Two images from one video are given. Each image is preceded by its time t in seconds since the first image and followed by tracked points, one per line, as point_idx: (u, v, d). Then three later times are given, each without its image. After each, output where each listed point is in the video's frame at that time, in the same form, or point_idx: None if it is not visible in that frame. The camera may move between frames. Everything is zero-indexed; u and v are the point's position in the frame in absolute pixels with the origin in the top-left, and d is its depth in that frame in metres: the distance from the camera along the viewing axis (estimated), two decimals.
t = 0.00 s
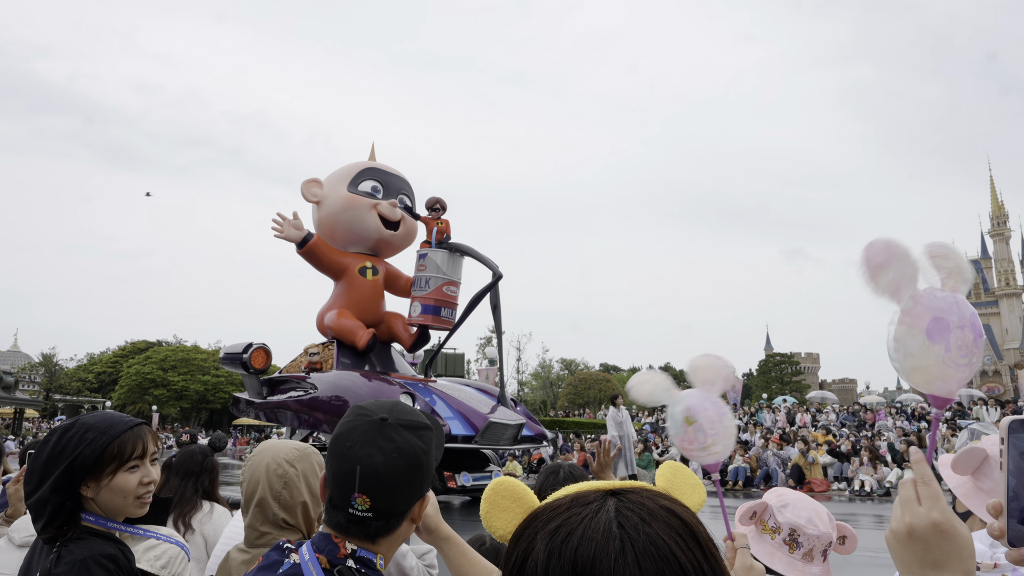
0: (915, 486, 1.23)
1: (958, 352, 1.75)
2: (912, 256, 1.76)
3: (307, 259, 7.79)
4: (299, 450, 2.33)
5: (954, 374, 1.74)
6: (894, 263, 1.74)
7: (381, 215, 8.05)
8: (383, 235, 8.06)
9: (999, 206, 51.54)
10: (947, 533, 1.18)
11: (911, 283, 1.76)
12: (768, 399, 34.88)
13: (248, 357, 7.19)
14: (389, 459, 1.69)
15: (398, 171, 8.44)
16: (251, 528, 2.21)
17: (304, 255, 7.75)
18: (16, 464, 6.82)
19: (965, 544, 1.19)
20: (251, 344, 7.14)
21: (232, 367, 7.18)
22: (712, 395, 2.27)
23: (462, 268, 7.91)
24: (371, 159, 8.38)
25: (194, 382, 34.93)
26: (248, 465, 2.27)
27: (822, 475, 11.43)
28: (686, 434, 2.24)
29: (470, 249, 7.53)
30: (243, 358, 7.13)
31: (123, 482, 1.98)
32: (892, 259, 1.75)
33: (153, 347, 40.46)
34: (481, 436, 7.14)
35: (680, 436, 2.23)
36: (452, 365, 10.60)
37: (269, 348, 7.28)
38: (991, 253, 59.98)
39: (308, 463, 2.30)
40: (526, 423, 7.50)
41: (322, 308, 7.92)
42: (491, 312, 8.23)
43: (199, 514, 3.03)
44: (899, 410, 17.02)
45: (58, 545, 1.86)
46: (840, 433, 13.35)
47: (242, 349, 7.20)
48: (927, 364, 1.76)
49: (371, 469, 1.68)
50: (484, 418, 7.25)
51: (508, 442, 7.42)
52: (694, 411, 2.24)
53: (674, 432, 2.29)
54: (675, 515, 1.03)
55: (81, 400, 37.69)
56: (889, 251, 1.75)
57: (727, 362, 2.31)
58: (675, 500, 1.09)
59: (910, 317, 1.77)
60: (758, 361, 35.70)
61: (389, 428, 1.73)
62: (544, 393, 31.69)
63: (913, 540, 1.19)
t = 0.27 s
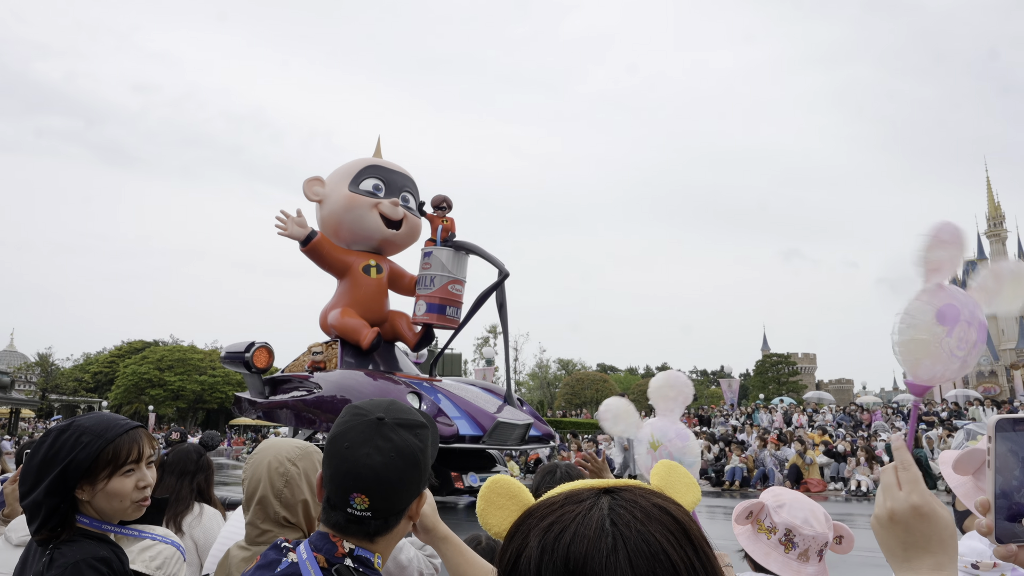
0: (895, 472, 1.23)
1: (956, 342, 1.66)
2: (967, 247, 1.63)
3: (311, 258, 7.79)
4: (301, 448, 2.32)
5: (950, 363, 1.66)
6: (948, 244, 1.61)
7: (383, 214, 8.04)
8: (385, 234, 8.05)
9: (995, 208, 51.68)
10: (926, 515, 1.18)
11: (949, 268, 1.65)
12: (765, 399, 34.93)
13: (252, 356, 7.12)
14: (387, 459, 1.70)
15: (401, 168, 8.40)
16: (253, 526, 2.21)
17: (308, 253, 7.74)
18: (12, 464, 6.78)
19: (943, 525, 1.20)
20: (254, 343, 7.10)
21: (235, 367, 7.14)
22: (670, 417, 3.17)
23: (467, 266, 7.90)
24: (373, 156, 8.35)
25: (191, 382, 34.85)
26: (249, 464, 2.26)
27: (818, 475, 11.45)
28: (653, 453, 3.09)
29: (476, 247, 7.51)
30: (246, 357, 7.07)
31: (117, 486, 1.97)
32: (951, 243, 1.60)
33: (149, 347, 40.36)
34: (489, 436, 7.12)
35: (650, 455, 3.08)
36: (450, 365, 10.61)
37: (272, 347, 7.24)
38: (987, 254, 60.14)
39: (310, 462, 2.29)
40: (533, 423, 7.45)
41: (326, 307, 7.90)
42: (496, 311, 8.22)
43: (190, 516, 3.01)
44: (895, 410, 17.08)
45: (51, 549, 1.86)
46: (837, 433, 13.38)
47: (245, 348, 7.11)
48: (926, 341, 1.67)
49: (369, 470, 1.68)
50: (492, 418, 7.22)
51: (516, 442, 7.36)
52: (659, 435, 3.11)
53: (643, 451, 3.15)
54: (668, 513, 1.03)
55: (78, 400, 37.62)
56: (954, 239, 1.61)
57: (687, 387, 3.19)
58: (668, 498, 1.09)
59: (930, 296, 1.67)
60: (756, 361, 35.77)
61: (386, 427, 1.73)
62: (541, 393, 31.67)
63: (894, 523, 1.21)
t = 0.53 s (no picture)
0: (889, 441, 1.24)
1: (962, 326, 1.62)
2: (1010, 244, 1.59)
3: (313, 256, 7.79)
4: (300, 448, 2.32)
5: (946, 342, 1.61)
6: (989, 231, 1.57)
7: (382, 213, 8.03)
8: (384, 234, 8.06)
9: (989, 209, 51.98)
10: (917, 482, 1.19)
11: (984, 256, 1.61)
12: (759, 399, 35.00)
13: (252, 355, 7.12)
14: (397, 449, 1.75)
15: (402, 164, 8.35)
16: (251, 525, 2.20)
17: (309, 250, 7.73)
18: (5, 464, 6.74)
19: (935, 491, 1.20)
20: (254, 342, 7.07)
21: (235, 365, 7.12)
22: (740, 413, 2.18)
23: (470, 264, 7.88)
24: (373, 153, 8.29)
25: (184, 381, 34.71)
26: (248, 464, 2.26)
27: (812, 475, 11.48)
28: (705, 438, 2.12)
29: (480, 245, 7.50)
30: (246, 356, 7.05)
31: (111, 488, 1.97)
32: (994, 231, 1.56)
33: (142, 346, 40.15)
34: (495, 436, 7.09)
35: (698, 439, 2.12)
36: (446, 365, 10.61)
37: (272, 345, 7.21)
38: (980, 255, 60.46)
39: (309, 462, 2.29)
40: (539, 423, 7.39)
41: (328, 305, 7.89)
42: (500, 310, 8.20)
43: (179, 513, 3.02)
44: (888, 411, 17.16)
45: (46, 550, 1.86)
46: (830, 433, 13.43)
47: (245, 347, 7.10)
48: (930, 315, 1.63)
49: (385, 463, 1.71)
50: (498, 418, 7.22)
51: (521, 442, 7.28)
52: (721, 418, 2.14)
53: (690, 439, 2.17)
54: (659, 510, 1.04)
55: (70, 400, 37.41)
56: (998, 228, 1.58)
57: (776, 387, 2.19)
58: (660, 495, 1.10)
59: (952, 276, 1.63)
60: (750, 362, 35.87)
61: (388, 420, 1.77)
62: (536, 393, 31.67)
63: (887, 491, 1.21)
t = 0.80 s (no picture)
0: (902, 433, 1.25)
1: (981, 327, 1.56)
2: None
3: (313, 254, 7.78)
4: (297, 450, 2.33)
5: (966, 339, 1.56)
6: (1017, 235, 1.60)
7: (381, 213, 8.01)
8: (383, 234, 8.05)
9: (982, 209, 52.33)
10: (927, 473, 1.20)
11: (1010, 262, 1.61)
12: (752, 400, 35.13)
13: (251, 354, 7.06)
14: (384, 452, 1.75)
15: (402, 162, 8.29)
16: (246, 527, 2.19)
17: (310, 248, 7.72)
18: None
19: (947, 481, 1.21)
20: (253, 341, 7.04)
21: (233, 365, 7.10)
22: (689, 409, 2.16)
23: (473, 263, 7.86)
24: (372, 150, 8.24)
25: (177, 381, 34.56)
26: (245, 466, 2.26)
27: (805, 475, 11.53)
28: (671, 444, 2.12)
29: (484, 244, 7.49)
30: (245, 355, 7.01)
31: (113, 482, 1.98)
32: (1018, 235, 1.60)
33: (134, 346, 39.94)
34: (500, 437, 7.06)
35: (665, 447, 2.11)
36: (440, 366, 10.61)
37: (271, 345, 7.18)
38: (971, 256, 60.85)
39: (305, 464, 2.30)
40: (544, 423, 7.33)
41: (329, 304, 7.87)
42: (503, 309, 8.17)
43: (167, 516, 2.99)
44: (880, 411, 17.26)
45: (41, 551, 1.85)
46: (823, 435, 13.49)
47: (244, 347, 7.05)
48: (955, 308, 1.57)
49: (371, 465, 1.71)
50: (504, 418, 7.18)
51: (527, 443, 7.26)
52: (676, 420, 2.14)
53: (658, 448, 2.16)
54: (652, 512, 1.05)
55: (61, 399, 37.16)
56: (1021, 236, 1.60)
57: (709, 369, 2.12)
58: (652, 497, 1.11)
59: (980, 277, 1.59)
60: (743, 362, 36.00)
61: (374, 423, 1.77)
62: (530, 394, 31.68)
63: (897, 481, 1.22)
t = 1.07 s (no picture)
0: (912, 441, 1.25)
1: (990, 335, 1.59)
2: None
3: (313, 254, 7.78)
4: (291, 452, 2.32)
5: (976, 349, 1.59)
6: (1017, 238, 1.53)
7: (379, 213, 7.98)
8: (381, 234, 8.03)
9: (972, 213, 52.68)
10: (934, 481, 1.20)
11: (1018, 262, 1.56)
12: (745, 402, 35.23)
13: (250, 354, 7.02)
14: (374, 457, 1.71)
15: (401, 160, 8.24)
16: (239, 529, 2.20)
17: (311, 247, 7.71)
18: None
19: (951, 492, 1.22)
20: (251, 341, 7.00)
21: (233, 365, 7.06)
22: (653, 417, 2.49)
23: (476, 262, 7.85)
24: (372, 148, 8.20)
25: (169, 382, 34.40)
26: (239, 468, 2.26)
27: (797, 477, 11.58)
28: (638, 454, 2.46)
29: (487, 244, 7.48)
30: (243, 355, 6.98)
31: (109, 479, 1.98)
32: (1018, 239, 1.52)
33: (126, 347, 39.72)
34: (505, 438, 7.02)
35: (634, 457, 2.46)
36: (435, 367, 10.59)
37: (270, 344, 7.14)
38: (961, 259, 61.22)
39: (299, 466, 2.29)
40: (549, 425, 7.37)
41: (330, 303, 7.84)
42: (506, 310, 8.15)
43: (159, 519, 2.98)
44: (872, 414, 17.33)
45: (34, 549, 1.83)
46: (815, 437, 13.54)
47: (243, 347, 7.02)
48: (958, 322, 1.61)
49: (359, 470, 1.69)
50: (509, 420, 7.12)
51: (531, 444, 7.23)
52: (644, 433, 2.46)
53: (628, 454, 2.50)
54: (643, 514, 1.05)
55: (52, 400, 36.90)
56: None
57: (672, 383, 2.46)
58: (644, 499, 1.11)
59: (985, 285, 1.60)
60: (736, 364, 36.10)
61: (369, 427, 1.74)
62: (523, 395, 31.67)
63: (903, 489, 1.23)
